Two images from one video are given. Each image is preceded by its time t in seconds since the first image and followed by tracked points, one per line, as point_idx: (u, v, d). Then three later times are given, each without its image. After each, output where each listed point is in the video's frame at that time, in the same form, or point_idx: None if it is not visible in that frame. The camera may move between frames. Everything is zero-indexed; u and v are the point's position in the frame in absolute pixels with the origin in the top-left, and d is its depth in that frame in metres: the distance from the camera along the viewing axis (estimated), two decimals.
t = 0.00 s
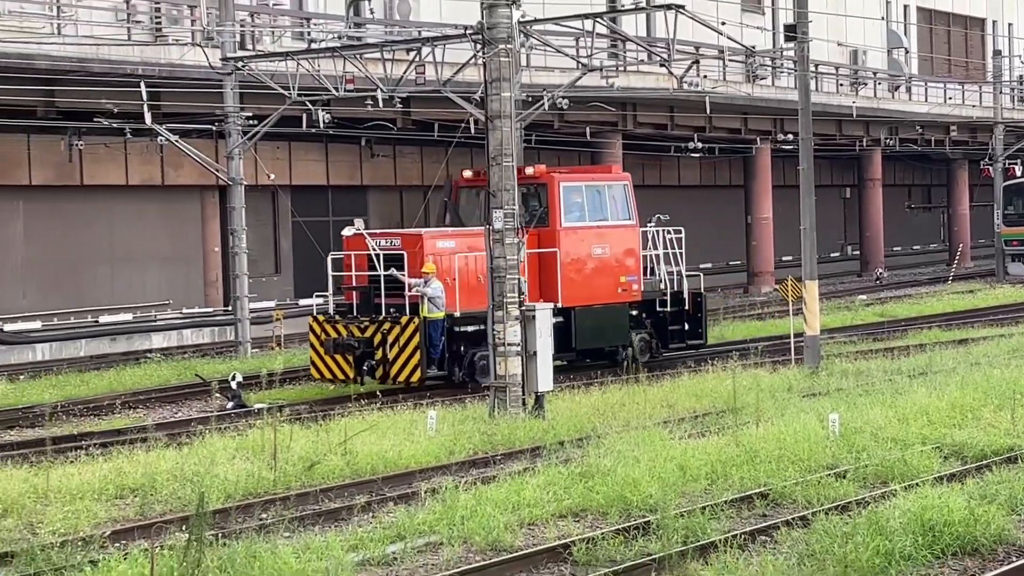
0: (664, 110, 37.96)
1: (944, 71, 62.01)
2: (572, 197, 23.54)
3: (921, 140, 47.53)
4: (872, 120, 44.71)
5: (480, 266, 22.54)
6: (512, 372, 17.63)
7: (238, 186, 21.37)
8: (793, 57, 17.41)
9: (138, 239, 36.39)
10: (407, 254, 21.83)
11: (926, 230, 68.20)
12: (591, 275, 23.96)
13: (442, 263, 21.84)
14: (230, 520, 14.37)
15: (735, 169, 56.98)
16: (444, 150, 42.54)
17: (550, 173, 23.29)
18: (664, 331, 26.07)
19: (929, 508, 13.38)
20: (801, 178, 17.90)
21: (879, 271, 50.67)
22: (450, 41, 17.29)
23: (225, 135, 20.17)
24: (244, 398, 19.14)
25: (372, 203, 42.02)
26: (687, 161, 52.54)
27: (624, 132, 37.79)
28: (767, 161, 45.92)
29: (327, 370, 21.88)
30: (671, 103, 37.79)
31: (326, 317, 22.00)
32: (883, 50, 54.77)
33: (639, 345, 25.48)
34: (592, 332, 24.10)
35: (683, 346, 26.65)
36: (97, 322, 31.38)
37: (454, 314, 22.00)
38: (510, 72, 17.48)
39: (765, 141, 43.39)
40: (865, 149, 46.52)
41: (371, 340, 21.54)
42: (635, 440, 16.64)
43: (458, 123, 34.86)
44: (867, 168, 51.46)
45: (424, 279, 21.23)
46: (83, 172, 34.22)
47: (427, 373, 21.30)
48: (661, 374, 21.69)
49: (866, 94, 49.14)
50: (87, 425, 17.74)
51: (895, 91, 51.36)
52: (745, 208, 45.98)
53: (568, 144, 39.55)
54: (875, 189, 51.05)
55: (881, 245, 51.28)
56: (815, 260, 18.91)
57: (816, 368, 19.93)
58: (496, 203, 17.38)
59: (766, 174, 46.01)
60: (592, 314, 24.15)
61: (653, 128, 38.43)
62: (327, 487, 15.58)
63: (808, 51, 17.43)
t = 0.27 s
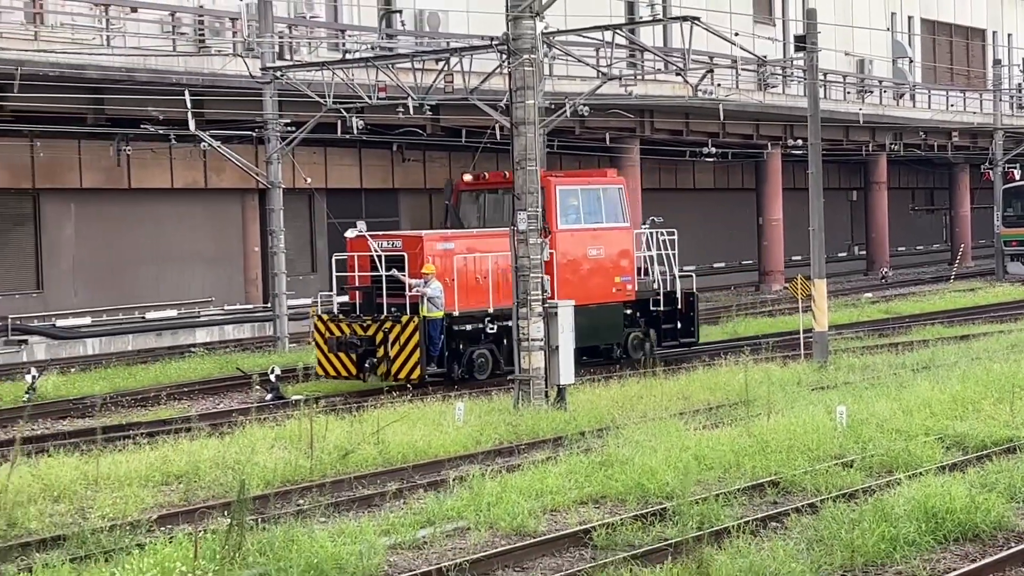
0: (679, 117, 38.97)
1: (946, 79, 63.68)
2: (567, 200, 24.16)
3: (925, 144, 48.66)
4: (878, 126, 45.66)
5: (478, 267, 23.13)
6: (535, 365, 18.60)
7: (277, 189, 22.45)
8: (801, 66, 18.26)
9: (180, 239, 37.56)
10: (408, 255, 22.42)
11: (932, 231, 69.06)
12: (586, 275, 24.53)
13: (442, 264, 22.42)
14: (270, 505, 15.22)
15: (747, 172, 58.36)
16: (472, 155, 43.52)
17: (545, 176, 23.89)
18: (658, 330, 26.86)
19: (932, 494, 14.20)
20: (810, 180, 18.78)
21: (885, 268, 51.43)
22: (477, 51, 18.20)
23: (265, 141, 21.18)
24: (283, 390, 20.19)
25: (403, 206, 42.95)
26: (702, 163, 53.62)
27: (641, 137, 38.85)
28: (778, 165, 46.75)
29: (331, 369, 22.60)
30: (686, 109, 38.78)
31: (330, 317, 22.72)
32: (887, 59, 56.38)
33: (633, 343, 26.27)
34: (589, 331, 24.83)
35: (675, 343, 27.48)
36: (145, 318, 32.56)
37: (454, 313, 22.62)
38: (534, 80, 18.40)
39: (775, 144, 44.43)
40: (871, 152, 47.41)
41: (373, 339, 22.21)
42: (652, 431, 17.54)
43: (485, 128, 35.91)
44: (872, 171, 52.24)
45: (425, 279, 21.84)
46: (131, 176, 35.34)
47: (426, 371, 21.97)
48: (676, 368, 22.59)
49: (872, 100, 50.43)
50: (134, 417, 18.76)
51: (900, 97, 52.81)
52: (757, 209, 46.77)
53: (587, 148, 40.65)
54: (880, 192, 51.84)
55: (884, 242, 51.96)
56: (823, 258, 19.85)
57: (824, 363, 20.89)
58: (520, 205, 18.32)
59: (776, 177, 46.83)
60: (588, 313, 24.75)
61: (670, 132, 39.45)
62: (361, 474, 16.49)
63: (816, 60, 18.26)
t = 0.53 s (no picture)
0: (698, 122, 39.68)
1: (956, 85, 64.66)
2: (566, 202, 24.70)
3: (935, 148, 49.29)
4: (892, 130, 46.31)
5: (478, 267, 23.64)
6: (558, 360, 19.37)
7: (311, 191, 23.26)
8: (816, 72, 18.91)
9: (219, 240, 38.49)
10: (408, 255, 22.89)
11: (942, 232, 69.55)
12: (583, 275, 25.16)
13: (442, 264, 22.92)
14: (304, 494, 15.87)
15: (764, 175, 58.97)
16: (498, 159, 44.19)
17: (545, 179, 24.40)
18: (654, 328, 27.66)
19: (943, 485, 14.78)
20: (825, 182, 19.45)
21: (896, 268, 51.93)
22: (503, 58, 18.91)
23: (299, 145, 21.95)
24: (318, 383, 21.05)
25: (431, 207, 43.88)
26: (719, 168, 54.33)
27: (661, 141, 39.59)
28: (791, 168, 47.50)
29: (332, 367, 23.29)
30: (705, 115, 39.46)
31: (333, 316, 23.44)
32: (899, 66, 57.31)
33: (630, 342, 27.10)
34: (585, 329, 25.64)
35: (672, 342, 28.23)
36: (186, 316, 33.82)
37: (452, 312, 23.20)
38: (558, 86, 19.12)
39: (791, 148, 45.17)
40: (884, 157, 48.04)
41: (373, 337, 22.88)
42: (672, 424, 18.22)
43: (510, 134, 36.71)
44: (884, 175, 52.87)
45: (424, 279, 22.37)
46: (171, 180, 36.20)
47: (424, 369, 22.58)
48: (695, 364, 23.26)
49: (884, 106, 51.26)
50: (174, 409, 19.55)
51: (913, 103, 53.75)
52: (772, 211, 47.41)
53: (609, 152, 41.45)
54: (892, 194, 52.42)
55: (896, 243, 52.47)
56: (836, 257, 20.42)
57: (837, 358, 21.59)
58: (544, 206, 19.04)
59: (791, 180, 47.59)
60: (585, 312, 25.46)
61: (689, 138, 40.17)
62: (391, 464, 17.18)
63: (831, 65, 18.90)
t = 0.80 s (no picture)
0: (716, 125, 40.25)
1: (969, 89, 65.39)
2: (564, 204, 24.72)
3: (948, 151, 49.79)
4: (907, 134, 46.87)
5: (476, 269, 23.77)
6: (582, 356, 20.04)
7: (342, 192, 24.05)
8: (831, 78, 19.45)
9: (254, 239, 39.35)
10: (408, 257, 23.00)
11: (954, 231, 69.87)
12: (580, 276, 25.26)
13: (440, 265, 23.04)
14: (336, 485, 16.46)
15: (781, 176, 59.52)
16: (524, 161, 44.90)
17: (544, 181, 24.37)
18: (651, 328, 28.02)
19: (955, 478, 15.29)
20: (840, 183, 20.02)
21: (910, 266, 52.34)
22: (528, 64, 19.53)
23: (332, 148, 22.72)
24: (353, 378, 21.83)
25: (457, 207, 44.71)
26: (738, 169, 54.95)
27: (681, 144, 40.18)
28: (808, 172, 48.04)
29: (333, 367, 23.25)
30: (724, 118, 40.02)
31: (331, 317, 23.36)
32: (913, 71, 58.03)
33: (628, 342, 27.53)
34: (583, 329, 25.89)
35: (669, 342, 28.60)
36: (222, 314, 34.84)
37: (450, 313, 23.29)
38: (581, 91, 19.74)
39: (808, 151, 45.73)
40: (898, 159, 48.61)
41: (373, 338, 22.84)
42: (692, 419, 18.83)
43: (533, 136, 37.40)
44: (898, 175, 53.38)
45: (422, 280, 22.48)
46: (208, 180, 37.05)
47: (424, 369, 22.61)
48: (714, 360, 23.80)
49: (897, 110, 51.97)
50: (211, 403, 20.30)
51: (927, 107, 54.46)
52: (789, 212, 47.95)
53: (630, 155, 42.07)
54: (905, 195, 52.88)
55: (908, 242, 52.94)
56: (852, 256, 21.05)
57: (852, 356, 22.22)
58: (567, 208, 19.67)
59: (807, 183, 48.17)
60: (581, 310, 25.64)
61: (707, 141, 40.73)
62: (420, 457, 17.80)
63: (846, 72, 19.46)
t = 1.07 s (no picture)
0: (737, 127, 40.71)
1: (984, 91, 65.93)
2: (562, 204, 25.21)
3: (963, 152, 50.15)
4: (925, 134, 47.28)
5: (476, 268, 24.24)
6: (605, 352, 20.57)
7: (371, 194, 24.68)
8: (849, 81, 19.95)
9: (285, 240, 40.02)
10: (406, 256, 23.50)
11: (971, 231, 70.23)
12: (578, 276, 25.69)
13: (439, 265, 23.53)
14: (367, 477, 16.97)
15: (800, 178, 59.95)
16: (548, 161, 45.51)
17: (543, 182, 24.86)
18: (652, 327, 27.97)
19: (970, 471, 15.72)
20: (858, 183, 20.49)
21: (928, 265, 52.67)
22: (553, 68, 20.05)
23: (362, 150, 23.31)
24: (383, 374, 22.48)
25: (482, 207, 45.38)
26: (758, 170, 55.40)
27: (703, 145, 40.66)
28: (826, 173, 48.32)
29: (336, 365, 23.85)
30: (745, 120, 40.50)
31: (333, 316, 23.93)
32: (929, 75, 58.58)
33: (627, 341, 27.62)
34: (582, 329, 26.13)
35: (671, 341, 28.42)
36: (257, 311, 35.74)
37: (449, 313, 23.72)
38: (604, 94, 20.24)
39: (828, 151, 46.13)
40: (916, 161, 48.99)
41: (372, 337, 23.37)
42: (714, 413, 19.33)
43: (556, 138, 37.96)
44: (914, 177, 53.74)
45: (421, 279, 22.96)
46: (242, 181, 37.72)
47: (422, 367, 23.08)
48: (734, 356, 24.30)
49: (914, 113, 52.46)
50: (245, 398, 20.92)
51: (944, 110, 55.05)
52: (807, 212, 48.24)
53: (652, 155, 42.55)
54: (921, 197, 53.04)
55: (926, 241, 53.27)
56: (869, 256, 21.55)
57: (870, 353, 22.75)
58: (591, 208, 20.21)
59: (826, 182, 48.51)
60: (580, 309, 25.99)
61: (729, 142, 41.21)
62: (447, 450, 18.33)
63: (863, 74, 19.97)
